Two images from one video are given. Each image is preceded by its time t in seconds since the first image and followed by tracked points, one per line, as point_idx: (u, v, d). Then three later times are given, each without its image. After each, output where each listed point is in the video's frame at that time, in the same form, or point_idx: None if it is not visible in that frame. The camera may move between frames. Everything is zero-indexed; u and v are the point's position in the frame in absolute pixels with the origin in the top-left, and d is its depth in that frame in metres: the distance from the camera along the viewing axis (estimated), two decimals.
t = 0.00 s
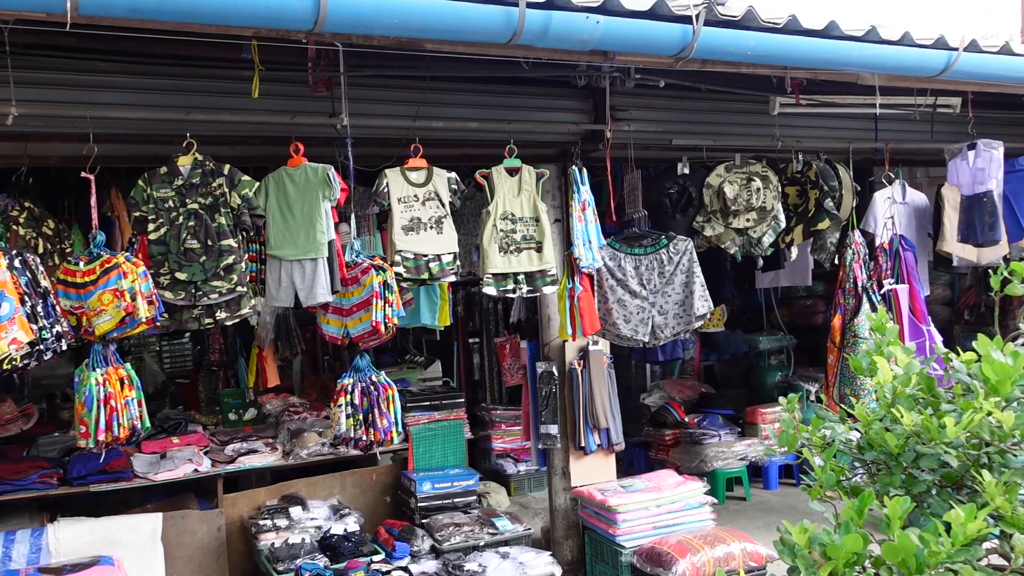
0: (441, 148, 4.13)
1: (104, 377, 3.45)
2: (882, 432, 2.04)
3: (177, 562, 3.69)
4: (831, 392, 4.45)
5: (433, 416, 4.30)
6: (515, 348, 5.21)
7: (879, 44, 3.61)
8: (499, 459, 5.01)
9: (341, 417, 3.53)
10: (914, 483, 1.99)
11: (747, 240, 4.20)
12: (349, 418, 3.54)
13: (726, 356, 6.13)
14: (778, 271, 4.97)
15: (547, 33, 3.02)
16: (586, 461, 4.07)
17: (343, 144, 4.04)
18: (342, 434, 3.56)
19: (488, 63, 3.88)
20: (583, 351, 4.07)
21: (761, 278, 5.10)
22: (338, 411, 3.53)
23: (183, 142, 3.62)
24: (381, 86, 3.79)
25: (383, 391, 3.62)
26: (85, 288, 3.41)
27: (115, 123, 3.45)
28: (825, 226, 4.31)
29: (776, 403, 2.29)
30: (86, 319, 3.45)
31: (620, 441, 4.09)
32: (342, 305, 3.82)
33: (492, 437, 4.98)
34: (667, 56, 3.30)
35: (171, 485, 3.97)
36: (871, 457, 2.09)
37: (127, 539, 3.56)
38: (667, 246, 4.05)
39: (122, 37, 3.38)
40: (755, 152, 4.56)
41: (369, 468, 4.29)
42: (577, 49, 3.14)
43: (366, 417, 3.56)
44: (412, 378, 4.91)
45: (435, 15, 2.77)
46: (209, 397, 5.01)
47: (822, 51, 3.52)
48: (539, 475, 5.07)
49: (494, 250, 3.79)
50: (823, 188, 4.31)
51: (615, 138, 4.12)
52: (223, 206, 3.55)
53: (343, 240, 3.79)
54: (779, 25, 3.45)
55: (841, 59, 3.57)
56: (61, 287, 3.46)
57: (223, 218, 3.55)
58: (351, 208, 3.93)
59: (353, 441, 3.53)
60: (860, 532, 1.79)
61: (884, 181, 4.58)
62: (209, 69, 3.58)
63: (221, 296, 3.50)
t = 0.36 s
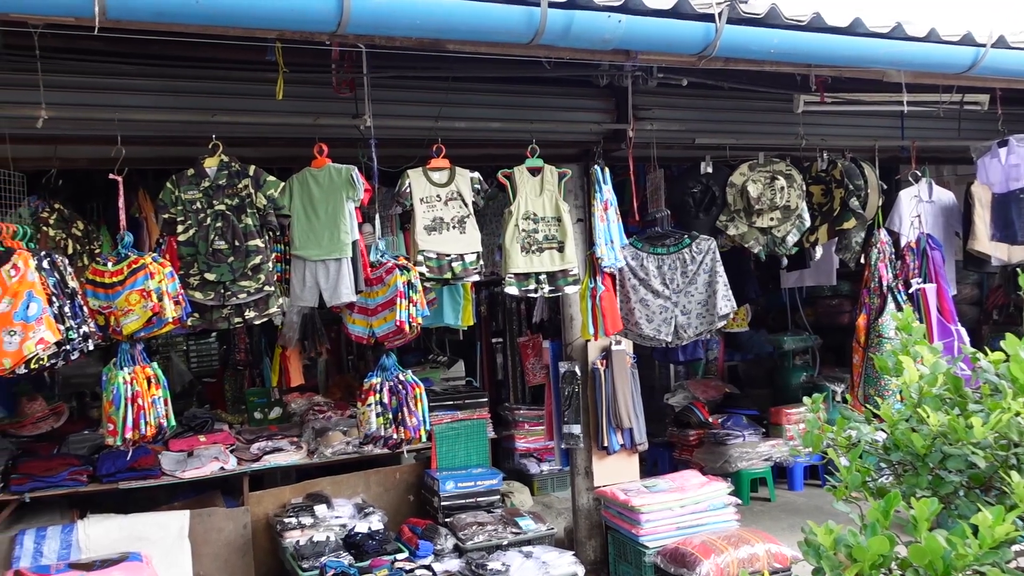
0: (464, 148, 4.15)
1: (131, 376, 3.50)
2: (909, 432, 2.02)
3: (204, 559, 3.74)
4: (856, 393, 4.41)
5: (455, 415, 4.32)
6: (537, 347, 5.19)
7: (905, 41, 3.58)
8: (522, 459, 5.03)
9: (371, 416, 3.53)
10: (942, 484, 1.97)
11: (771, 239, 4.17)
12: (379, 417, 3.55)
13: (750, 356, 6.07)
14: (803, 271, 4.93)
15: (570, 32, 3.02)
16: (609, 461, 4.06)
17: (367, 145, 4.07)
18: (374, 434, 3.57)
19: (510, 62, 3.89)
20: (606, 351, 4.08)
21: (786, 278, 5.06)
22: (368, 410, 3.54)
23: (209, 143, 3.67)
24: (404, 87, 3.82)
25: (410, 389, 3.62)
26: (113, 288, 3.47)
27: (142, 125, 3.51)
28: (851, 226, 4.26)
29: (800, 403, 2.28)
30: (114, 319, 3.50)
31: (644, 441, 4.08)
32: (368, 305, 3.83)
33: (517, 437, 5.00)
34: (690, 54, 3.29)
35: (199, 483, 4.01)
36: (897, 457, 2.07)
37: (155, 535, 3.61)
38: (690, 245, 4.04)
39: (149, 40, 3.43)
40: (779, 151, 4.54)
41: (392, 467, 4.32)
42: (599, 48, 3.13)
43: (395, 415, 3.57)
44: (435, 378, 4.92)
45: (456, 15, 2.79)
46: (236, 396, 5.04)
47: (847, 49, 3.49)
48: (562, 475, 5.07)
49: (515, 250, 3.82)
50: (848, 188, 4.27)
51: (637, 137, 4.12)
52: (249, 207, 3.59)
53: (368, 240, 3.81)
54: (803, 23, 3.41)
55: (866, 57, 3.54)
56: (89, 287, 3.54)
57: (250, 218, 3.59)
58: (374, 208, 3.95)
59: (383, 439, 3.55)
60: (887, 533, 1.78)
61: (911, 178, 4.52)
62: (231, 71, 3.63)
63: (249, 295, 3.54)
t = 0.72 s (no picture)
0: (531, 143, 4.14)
1: (209, 365, 3.56)
2: (995, 429, 1.91)
3: (278, 546, 3.82)
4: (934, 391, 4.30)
5: (523, 409, 4.35)
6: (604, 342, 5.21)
7: (986, 27, 3.46)
8: (589, 454, 5.00)
9: (446, 408, 3.62)
10: None
11: (845, 233, 4.07)
12: (453, 408, 3.62)
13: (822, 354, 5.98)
14: (878, 266, 4.80)
15: (638, 24, 2.99)
16: (678, 458, 4.04)
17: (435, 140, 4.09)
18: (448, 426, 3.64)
19: (577, 57, 3.87)
20: (674, 346, 4.04)
21: (861, 273, 4.96)
22: (442, 402, 3.61)
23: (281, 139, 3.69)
24: (471, 82, 3.81)
25: (483, 380, 3.66)
26: (191, 281, 3.58)
27: (219, 123, 3.58)
28: (929, 219, 4.14)
29: (878, 401, 2.23)
30: (192, 310, 3.60)
31: (713, 437, 4.02)
32: (439, 298, 3.87)
33: (582, 432, 5.00)
34: (760, 45, 3.23)
35: (272, 472, 4.10)
36: (982, 457, 1.98)
37: (232, 521, 3.74)
38: (761, 239, 3.97)
39: (225, 39, 3.50)
40: (852, 143, 4.43)
41: (460, 460, 4.31)
42: (667, 40, 3.09)
43: (469, 407, 3.63)
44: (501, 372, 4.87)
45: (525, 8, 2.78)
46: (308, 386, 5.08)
47: (924, 37, 3.38)
48: (629, 471, 4.99)
49: (583, 244, 3.80)
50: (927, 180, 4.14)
51: (706, 130, 4.06)
52: (319, 202, 3.62)
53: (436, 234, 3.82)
54: (877, 11, 3.32)
55: (945, 45, 3.42)
56: (168, 279, 3.65)
57: (319, 213, 3.62)
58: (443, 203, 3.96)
59: (457, 431, 3.62)
60: (972, 534, 1.71)
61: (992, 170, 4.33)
62: (302, 68, 3.65)
63: (317, 288, 3.58)
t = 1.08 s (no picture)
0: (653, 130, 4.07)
1: (337, 349, 3.59)
2: None
3: (403, 525, 3.93)
4: None
5: (642, 397, 4.30)
6: (725, 332, 5.02)
7: None
8: (708, 445, 4.76)
9: (570, 395, 3.66)
10: None
11: (987, 218, 3.87)
12: (578, 395, 3.66)
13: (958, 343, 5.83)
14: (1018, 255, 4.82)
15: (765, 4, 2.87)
16: (803, 450, 3.97)
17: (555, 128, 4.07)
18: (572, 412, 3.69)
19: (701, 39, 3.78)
20: (799, 335, 3.94)
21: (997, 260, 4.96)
22: (566, 387, 3.66)
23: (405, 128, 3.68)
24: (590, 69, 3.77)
25: (605, 367, 3.68)
26: (321, 267, 3.62)
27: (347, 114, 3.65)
28: None
29: None
30: (322, 297, 3.64)
31: (841, 431, 3.93)
32: (558, 285, 3.87)
33: (700, 422, 4.79)
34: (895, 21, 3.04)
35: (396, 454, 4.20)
36: None
37: (359, 500, 3.89)
38: (895, 225, 3.88)
39: (353, 32, 3.58)
40: (994, 123, 4.18)
41: (579, 446, 4.33)
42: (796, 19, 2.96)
43: (593, 394, 3.67)
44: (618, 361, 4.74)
45: None
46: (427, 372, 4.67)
47: None
48: (750, 463, 4.73)
49: (706, 230, 3.74)
50: None
51: (835, 113, 3.91)
52: (440, 189, 3.61)
53: (558, 221, 3.79)
54: None
55: None
56: (300, 266, 3.70)
57: (440, 201, 3.61)
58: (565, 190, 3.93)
59: (581, 418, 3.67)
60: None
61: None
62: (427, 59, 3.69)
63: (437, 275, 3.57)
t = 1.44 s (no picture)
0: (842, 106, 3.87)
1: (515, 331, 3.60)
2: None
3: (574, 507, 4.00)
4: None
5: (824, 387, 4.25)
6: (915, 319, 4.71)
7: None
8: (890, 438, 4.60)
9: (750, 381, 3.50)
10: None
11: None
12: (758, 382, 3.50)
13: None
14: None
15: None
16: (1002, 448, 3.77)
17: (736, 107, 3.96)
18: (752, 399, 3.52)
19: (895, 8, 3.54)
20: (1001, 325, 3.75)
21: None
22: (748, 373, 3.50)
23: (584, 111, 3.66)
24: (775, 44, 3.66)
25: (788, 353, 3.51)
26: (501, 250, 3.66)
27: (525, 98, 3.67)
28: None
29: None
30: (501, 279, 3.69)
31: None
32: (739, 269, 3.75)
33: (883, 415, 4.61)
34: None
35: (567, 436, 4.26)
36: None
37: (532, 480, 3.99)
38: None
39: (532, 17, 3.61)
40: None
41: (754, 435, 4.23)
42: None
43: (775, 381, 3.50)
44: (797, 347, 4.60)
45: None
46: (594, 357, 4.63)
47: None
48: (940, 460, 4.58)
49: (901, 212, 3.52)
50: None
51: None
52: (619, 171, 3.59)
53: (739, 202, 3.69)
54: None
55: None
56: (479, 249, 3.76)
57: (620, 183, 3.58)
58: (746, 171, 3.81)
59: (763, 405, 3.50)
60: None
61: None
62: (608, 41, 3.67)
63: (618, 258, 3.55)
